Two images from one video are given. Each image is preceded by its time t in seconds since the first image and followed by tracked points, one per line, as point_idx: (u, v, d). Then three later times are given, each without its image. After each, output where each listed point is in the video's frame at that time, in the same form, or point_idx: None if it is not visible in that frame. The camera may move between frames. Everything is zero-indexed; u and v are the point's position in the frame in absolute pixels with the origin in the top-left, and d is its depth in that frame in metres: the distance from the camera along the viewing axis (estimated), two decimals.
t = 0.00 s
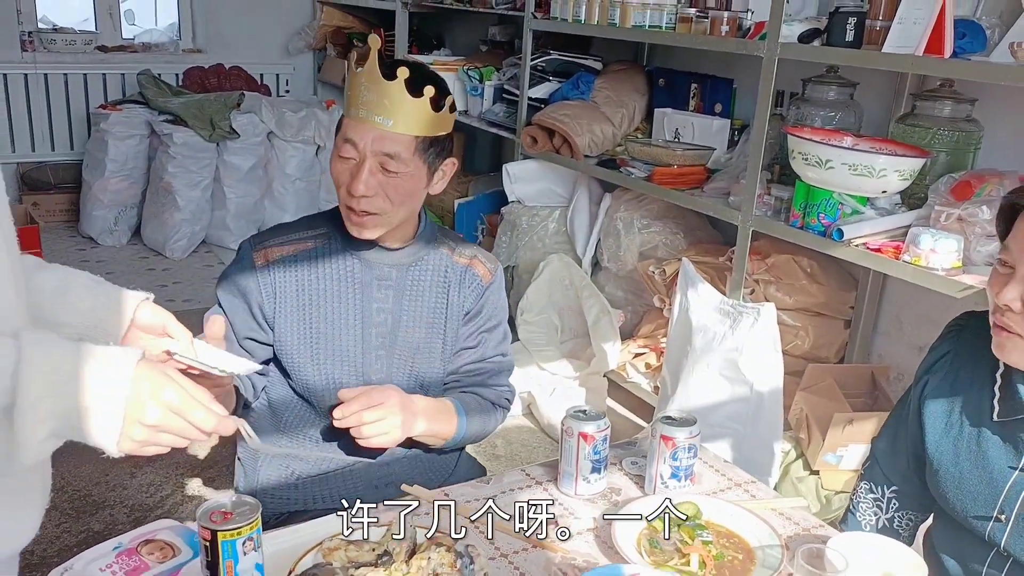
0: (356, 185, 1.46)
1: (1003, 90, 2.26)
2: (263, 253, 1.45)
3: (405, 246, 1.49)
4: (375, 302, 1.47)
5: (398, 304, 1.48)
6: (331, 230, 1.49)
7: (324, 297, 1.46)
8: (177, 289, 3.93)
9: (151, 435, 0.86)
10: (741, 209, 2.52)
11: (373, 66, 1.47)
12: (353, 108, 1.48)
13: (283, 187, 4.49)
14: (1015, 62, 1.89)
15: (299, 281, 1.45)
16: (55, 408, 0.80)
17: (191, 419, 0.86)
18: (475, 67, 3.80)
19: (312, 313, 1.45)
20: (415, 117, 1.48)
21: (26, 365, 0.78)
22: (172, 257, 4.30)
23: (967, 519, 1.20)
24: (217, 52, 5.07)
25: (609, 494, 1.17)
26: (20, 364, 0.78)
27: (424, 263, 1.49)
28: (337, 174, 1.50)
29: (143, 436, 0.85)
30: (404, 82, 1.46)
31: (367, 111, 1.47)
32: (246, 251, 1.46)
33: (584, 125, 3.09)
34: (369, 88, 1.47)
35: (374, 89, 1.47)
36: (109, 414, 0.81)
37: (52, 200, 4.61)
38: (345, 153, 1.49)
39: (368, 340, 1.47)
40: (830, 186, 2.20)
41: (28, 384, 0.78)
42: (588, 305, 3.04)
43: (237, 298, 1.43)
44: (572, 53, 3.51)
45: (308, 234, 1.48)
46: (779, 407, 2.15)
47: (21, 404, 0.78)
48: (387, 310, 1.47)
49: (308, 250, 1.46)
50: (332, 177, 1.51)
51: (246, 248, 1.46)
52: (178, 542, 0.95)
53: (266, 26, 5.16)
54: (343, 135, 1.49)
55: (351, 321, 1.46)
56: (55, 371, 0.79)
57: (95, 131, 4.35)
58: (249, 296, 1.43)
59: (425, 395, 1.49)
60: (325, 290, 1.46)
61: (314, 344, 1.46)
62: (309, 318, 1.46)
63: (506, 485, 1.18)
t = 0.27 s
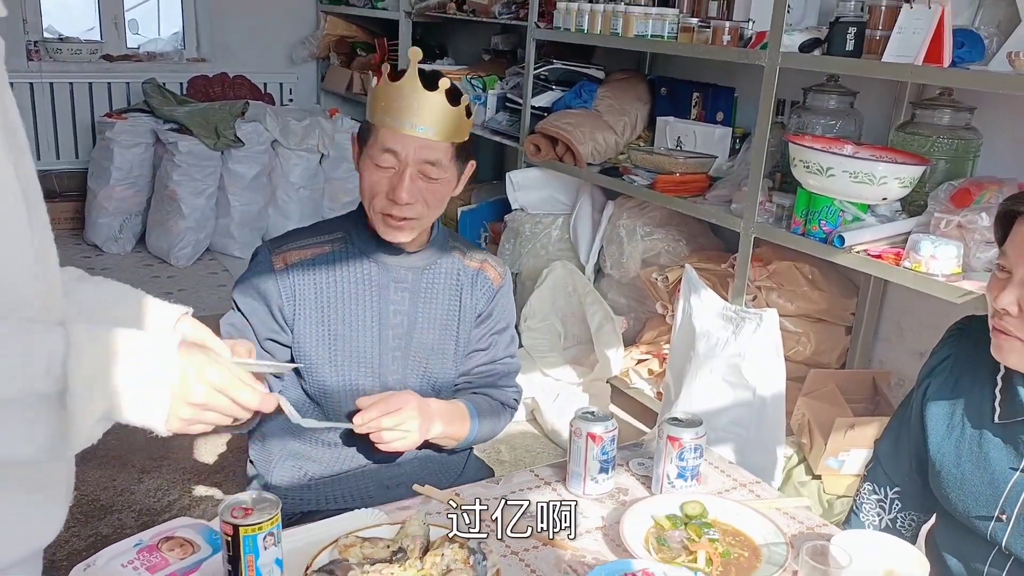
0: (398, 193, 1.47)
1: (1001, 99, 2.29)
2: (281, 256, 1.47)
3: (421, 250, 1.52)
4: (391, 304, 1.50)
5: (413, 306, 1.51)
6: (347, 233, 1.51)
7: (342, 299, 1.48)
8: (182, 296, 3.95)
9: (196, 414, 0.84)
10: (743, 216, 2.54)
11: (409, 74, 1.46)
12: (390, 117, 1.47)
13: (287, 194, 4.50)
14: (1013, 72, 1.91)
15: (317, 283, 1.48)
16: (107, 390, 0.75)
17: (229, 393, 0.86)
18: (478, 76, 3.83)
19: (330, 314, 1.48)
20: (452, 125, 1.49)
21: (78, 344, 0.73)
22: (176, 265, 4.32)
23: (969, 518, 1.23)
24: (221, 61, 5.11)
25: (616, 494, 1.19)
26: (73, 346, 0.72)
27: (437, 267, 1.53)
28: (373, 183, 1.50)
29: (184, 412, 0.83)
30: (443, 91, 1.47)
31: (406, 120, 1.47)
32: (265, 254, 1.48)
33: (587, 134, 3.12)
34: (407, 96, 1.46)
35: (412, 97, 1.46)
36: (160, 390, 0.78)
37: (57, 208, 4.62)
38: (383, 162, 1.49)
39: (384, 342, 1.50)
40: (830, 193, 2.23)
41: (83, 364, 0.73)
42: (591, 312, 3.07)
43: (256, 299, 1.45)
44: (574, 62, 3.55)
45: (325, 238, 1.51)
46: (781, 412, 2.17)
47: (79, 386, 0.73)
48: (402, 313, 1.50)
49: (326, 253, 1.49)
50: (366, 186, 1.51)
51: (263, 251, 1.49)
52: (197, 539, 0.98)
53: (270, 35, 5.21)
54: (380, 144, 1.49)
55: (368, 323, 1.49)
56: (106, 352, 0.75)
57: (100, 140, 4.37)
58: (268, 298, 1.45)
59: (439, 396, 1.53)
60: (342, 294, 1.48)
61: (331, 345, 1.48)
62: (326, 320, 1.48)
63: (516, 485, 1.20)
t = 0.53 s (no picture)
0: (434, 202, 1.53)
1: (998, 106, 2.32)
2: (300, 261, 1.52)
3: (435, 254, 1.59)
4: (406, 308, 1.56)
5: (427, 310, 1.57)
6: (363, 239, 1.57)
7: (358, 303, 1.54)
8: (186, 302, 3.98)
9: (234, 329, 0.97)
10: (744, 222, 2.58)
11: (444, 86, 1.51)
12: (424, 128, 1.52)
13: (291, 201, 4.53)
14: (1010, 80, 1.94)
15: (335, 287, 1.53)
16: (150, 323, 0.91)
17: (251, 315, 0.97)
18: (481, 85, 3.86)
19: (347, 317, 1.54)
20: (481, 136, 1.56)
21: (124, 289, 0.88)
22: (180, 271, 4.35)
23: (968, 515, 1.25)
24: (225, 69, 5.15)
25: (623, 492, 1.22)
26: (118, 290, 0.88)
27: (450, 272, 1.59)
28: (406, 194, 1.54)
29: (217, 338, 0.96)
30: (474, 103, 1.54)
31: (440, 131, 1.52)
32: (282, 260, 1.53)
33: (590, 141, 3.16)
34: (442, 108, 1.51)
35: (447, 109, 1.52)
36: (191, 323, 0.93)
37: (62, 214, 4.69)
38: (416, 173, 1.54)
39: (399, 345, 1.55)
40: (830, 199, 2.27)
41: (130, 306, 0.88)
42: (593, 317, 3.10)
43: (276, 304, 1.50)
44: (577, 70, 3.59)
45: (341, 244, 1.56)
46: (783, 415, 2.20)
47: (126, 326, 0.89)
48: (416, 315, 1.56)
49: (343, 258, 1.54)
50: (397, 196, 1.55)
51: (281, 257, 1.54)
52: (217, 534, 1.00)
53: (274, 44, 5.25)
54: (413, 156, 1.54)
55: (384, 326, 1.55)
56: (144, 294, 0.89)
57: (105, 147, 4.40)
58: (287, 303, 1.50)
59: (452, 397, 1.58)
60: (358, 297, 1.54)
61: (349, 348, 1.53)
62: (344, 323, 1.53)
63: (525, 483, 1.23)
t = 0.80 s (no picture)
0: (445, 202, 1.59)
1: (988, 115, 2.37)
2: (309, 273, 1.54)
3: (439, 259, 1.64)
4: (413, 314, 1.61)
5: (433, 314, 1.63)
6: (368, 247, 1.60)
7: (368, 312, 1.58)
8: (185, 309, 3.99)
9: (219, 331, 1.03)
10: (739, 229, 2.61)
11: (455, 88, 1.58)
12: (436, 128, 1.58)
13: (289, 209, 4.56)
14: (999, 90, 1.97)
15: (344, 297, 1.57)
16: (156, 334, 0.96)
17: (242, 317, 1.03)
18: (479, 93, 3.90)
19: (357, 327, 1.57)
20: (486, 139, 1.64)
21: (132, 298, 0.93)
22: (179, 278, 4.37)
23: (959, 509, 1.30)
24: (224, 77, 5.18)
25: (622, 490, 1.25)
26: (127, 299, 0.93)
27: (453, 276, 1.65)
28: (416, 193, 1.59)
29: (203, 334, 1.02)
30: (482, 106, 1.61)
31: (451, 131, 1.58)
32: (291, 271, 1.54)
33: (587, 148, 3.20)
34: (453, 109, 1.58)
35: (458, 110, 1.58)
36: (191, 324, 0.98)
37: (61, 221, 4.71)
38: (427, 173, 1.60)
39: (408, 350, 1.60)
40: (825, 206, 2.30)
41: (137, 314, 0.93)
42: (591, 323, 3.13)
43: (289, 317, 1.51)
44: (574, 79, 3.63)
45: (347, 252, 1.59)
46: (778, 419, 2.23)
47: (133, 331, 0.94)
48: (423, 321, 1.61)
49: (350, 267, 1.57)
50: (407, 195, 1.60)
51: (289, 269, 1.55)
52: (228, 529, 1.03)
53: (272, 52, 5.28)
54: (424, 156, 1.60)
55: (393, 333, 1.59)
56: (151, 305, 0.94)
57: (104, 154, 4.42)
58: (298, 313, 1.53)
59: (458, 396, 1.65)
60: (367, 305, 1.58)
61: (359, 355, 1.58)
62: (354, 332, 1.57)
63: (526, 481, 1.27)
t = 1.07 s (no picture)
0: (443, 211, 1.60)
1: (976, 124, 2.41)
2: (308, 283, 1.57)
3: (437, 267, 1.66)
4: (411, 323, 1.64)
5: (431, 323, 1.66)
6: (366, 257, 1.63)
7: (366, 321, 1.61)
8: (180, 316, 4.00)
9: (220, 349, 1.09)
10: (731, 236, 2.65)
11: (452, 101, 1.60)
12: (434, 141, 1.60)
13: (284, 216, 4.58)
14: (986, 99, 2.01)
15: (343, 306, 1.60)
16: (164, 349, 1.02)
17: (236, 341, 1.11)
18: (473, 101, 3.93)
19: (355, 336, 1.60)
20: (483, 150, 1.65)
21: (144, 316, 0.99)
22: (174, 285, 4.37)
23: (946, 509, 1.34)
24: (219, 85, 5.20)
25: (616, 491, 1.27)
26: (140, 316, 0.99)
27: (450, 284, 1.68)
28: (415, 205, 1.61)
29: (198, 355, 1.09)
30: (479, 118, 1.63)
31: (449, 143, 1.60)
32: (291, 281, 1.57)
33: (580, 157, 3.23)
34: (451, 122, 1.60)
35: (455, 123, 1.60)
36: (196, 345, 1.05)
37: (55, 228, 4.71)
38: (426, 184, 1.62)
39: (406, 358, 1.63)
40: (815, 214, 2.34)
41: (149, 332, 1.00)
42: (585, 329, 3.15)
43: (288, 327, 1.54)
44: (567, 88, 3.66)
45: (345, 262, 1.62)
46: (770, 423, 2.26)
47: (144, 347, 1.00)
48: (421, 329, 1.64)
49: (349, 276, 1.60)
50: (406, 207, 1.62)
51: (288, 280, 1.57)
52: (232, 529, 1.06)
53: (267, 60, 5.31)
54: (423, 167, 1.62)
55: (391, 342, 1.62)
56: (162, 322, 1.00)
57: (99, 161, 4.43)
58: (298, 322, 1.55)
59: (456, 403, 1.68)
60: (365, 314, 1.61)
61: (358, 364, 1.60)
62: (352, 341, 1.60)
63: (523, 482, 1.29)
